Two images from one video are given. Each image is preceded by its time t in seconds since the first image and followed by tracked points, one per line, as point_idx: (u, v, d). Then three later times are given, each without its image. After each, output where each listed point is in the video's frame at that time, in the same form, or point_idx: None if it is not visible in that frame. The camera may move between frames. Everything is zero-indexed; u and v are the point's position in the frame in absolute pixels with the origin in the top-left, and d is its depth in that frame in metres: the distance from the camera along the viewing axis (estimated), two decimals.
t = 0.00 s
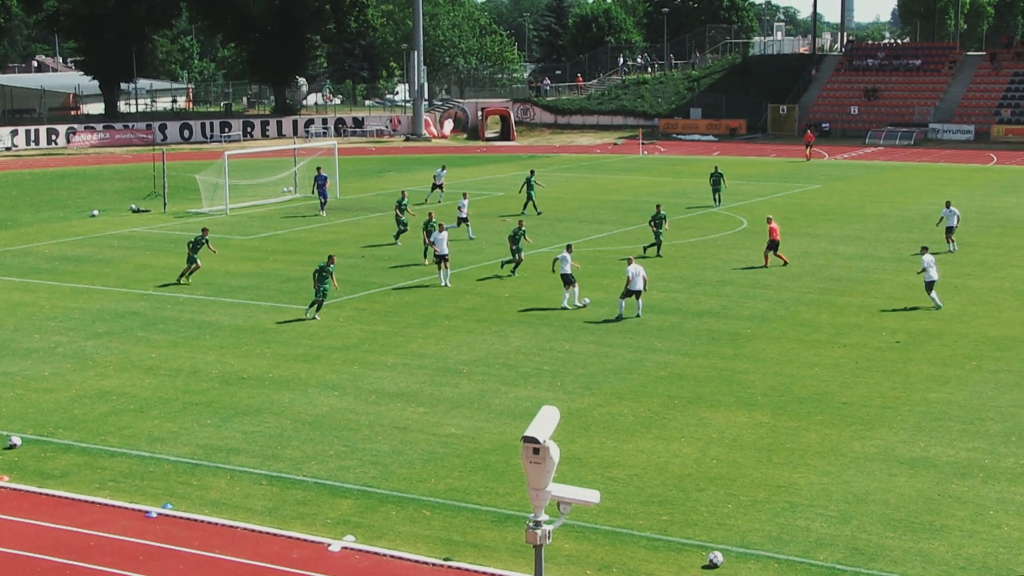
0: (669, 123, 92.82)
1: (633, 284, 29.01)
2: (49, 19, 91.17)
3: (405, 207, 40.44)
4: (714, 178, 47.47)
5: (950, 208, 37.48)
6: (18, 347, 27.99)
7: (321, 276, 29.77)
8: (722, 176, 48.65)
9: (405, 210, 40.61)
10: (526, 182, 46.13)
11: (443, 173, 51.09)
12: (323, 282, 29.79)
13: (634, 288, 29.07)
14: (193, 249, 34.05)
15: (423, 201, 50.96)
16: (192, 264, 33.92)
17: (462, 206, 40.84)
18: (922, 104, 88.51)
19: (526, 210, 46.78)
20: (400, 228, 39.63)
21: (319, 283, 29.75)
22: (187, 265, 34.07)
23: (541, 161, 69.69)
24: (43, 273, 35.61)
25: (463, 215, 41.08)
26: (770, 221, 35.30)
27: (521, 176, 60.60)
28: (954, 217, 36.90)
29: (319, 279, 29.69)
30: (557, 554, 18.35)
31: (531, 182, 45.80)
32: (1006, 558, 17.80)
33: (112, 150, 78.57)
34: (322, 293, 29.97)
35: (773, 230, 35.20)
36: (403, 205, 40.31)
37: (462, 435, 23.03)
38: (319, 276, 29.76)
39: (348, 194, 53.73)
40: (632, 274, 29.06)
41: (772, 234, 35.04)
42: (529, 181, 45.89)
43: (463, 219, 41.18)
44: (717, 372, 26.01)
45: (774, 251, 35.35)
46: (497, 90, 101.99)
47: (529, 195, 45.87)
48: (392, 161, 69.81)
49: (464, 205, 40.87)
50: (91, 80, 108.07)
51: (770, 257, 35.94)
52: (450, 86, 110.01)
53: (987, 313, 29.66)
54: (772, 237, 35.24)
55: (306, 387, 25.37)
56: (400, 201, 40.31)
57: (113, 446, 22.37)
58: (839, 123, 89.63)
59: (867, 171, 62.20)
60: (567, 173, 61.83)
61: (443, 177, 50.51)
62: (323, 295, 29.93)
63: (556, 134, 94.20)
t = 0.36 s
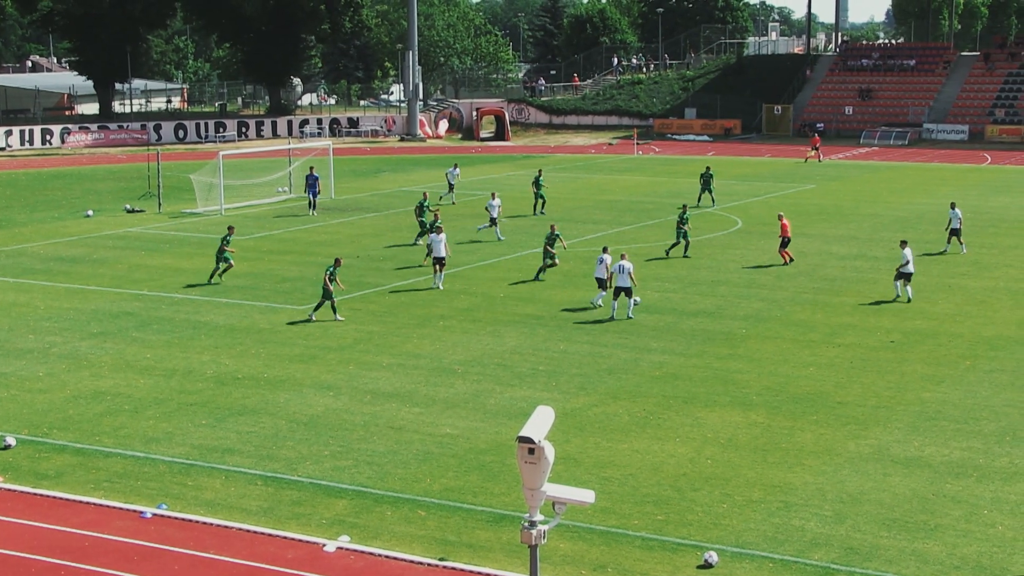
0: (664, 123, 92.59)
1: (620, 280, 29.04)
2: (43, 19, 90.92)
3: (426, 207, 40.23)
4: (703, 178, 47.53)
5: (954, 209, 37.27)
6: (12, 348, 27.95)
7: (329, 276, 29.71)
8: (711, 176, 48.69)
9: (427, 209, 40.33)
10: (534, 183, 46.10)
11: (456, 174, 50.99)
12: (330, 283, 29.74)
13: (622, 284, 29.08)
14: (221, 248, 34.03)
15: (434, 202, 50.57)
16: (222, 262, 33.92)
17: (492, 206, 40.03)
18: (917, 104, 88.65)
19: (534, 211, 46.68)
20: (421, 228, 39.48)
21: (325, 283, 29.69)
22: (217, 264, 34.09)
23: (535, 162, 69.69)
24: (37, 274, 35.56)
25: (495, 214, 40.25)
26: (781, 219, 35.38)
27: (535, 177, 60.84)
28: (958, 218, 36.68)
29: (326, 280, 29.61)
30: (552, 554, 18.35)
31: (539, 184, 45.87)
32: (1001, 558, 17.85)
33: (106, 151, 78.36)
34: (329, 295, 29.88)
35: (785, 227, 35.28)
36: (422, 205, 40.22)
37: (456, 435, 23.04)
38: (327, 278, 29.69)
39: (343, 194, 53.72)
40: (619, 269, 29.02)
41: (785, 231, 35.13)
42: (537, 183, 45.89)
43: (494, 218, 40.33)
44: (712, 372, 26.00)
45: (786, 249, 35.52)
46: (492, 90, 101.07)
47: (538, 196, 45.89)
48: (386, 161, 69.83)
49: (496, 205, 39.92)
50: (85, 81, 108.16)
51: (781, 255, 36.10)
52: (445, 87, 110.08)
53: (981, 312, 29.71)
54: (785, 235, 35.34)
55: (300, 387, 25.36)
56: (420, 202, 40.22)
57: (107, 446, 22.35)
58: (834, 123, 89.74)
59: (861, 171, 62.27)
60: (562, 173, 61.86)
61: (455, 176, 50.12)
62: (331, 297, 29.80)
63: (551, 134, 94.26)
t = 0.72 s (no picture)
0: (648, 124, 92.13)
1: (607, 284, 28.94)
2: (23, 19, 89.94)
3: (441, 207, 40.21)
4: (679, 177, 47.62)
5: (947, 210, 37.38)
6: None
7: (331, 277, 29.69)
8: (686, 177, 48.71)
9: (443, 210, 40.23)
10: (532, 183, 46.05)
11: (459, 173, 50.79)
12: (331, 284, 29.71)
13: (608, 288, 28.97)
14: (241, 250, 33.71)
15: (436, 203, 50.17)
16: (243, 265, 33.60)
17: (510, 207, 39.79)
18: (899, 104, 89.00)
19: (532, 210, 46.56)
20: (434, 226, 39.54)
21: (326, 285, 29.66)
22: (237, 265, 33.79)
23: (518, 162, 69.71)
24: (17, 276, 35.33)
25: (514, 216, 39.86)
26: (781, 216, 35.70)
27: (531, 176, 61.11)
28: (952, 219, 36.89)
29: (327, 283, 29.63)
30: (535, 555, 18.37)
31: (537, 184, 45.86)
32: (981, 556, 17.97)
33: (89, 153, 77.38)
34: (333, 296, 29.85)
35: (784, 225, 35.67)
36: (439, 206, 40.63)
37: (441, 436, 23.03)
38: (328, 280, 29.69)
39: (326, 195, 53.61)
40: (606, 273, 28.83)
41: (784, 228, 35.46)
42: (536, 184, 45.86)
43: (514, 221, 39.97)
44: (695, 372, 26.07)
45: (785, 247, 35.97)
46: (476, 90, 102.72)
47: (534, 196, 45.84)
48: (370, 162, 69.73)
49: (514, 207, 39.68)
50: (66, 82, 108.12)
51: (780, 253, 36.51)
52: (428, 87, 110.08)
53: (962, 312, 29.85)
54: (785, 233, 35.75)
55: (284, 389, 25.30)
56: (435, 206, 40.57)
57: (90, 449, 22.25)
58: (817, 124, 90.07)
59: (844, 171, 62.52)
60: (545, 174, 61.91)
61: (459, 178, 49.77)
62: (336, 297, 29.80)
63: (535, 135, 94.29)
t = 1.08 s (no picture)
0: (620, 124, 92.22)
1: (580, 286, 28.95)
2: None
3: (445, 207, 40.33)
4: (648, 178, 47.81)
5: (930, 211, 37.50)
6: None
7: (324, 278, 29.75)
8: (653, 177, 48.85)
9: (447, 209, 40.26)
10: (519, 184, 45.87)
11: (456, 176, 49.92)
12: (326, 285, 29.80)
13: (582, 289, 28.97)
14: (256, 249, 33.56)
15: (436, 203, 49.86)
16: (257, 263, 33.52)
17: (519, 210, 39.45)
18: (870, 105, 89.30)
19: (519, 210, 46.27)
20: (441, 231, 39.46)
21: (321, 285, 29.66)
22: (252, 264, 33.73)
23: (493, 162, 69.69)
24: None
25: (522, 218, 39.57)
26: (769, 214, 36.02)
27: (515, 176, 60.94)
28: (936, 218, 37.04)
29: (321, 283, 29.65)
30: (508, 556, 18.36)
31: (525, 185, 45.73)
32: (953, 555, 18.05)
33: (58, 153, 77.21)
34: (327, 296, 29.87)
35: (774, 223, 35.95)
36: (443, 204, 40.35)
37: (413, 437, 23.01)
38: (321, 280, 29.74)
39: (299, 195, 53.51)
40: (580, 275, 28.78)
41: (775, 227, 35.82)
42: (524, 185, 45.75)
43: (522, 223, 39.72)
44: (668, 372, 26.09)
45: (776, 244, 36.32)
46: (447, 92, 102.40)
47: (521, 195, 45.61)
48: (344, 163, 69.61)
49: (524, 209, 39.35)
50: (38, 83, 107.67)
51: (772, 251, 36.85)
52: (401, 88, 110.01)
53: (934, 312, 29.96)
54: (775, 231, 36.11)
55: (256, 390, 25.24)
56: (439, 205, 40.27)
57: (60, 451, 22.15)
58: (789, 124, 90.31)
59: (816, 171, 62.74)
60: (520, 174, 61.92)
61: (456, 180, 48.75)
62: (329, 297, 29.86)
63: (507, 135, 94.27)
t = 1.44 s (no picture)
0: (598, 124, 92.40)
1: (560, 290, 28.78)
2: None
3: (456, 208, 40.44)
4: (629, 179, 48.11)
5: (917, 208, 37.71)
6: None
7: (326, 280, 29.51)
8: (633, 179, 49.17)
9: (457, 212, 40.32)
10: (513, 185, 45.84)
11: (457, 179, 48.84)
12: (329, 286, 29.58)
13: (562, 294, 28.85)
14: (274, 251, 33.25)
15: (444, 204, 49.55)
16: (278, 266, 33.33)
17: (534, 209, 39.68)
18: (847, 105, 89.60)
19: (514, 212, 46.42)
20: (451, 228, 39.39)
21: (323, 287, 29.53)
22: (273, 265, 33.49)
23: (472, 163, 69.67)
24: None
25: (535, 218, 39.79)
26: (758, 213, 36.29)
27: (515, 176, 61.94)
28: (923, 217, 37.22)
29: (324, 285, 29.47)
30: (487, 556, 18.35)
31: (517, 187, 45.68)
32: (930, 553, 18.12)
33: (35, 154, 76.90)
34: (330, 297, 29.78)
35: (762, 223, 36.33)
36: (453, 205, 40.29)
37: (392, 437, 22.99)
38: (324, 281, 29.55)
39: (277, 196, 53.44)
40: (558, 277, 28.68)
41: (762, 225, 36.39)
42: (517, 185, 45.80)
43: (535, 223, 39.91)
44: (646, 372, 26.12)
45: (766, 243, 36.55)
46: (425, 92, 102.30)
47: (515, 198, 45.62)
48: (322, 164, 69.50)
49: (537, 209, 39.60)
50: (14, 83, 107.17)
51: (763, 248, 37.28)
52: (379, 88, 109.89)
53: (912, 311, 30.07)
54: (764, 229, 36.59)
55: (234, 391, 25.18)
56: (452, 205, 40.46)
57: (37, 453, 22.06)
58: (767, 124, 90.54)
59: (794, 171, 62.92)
60: (498, 175, 61.91)
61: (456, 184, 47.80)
62: (332, 299, 29.75)
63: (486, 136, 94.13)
